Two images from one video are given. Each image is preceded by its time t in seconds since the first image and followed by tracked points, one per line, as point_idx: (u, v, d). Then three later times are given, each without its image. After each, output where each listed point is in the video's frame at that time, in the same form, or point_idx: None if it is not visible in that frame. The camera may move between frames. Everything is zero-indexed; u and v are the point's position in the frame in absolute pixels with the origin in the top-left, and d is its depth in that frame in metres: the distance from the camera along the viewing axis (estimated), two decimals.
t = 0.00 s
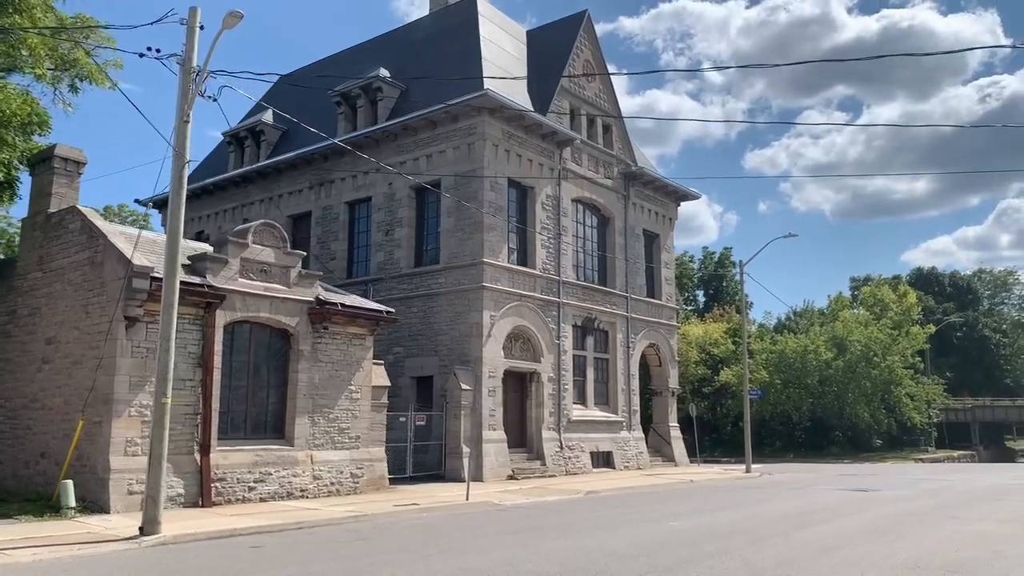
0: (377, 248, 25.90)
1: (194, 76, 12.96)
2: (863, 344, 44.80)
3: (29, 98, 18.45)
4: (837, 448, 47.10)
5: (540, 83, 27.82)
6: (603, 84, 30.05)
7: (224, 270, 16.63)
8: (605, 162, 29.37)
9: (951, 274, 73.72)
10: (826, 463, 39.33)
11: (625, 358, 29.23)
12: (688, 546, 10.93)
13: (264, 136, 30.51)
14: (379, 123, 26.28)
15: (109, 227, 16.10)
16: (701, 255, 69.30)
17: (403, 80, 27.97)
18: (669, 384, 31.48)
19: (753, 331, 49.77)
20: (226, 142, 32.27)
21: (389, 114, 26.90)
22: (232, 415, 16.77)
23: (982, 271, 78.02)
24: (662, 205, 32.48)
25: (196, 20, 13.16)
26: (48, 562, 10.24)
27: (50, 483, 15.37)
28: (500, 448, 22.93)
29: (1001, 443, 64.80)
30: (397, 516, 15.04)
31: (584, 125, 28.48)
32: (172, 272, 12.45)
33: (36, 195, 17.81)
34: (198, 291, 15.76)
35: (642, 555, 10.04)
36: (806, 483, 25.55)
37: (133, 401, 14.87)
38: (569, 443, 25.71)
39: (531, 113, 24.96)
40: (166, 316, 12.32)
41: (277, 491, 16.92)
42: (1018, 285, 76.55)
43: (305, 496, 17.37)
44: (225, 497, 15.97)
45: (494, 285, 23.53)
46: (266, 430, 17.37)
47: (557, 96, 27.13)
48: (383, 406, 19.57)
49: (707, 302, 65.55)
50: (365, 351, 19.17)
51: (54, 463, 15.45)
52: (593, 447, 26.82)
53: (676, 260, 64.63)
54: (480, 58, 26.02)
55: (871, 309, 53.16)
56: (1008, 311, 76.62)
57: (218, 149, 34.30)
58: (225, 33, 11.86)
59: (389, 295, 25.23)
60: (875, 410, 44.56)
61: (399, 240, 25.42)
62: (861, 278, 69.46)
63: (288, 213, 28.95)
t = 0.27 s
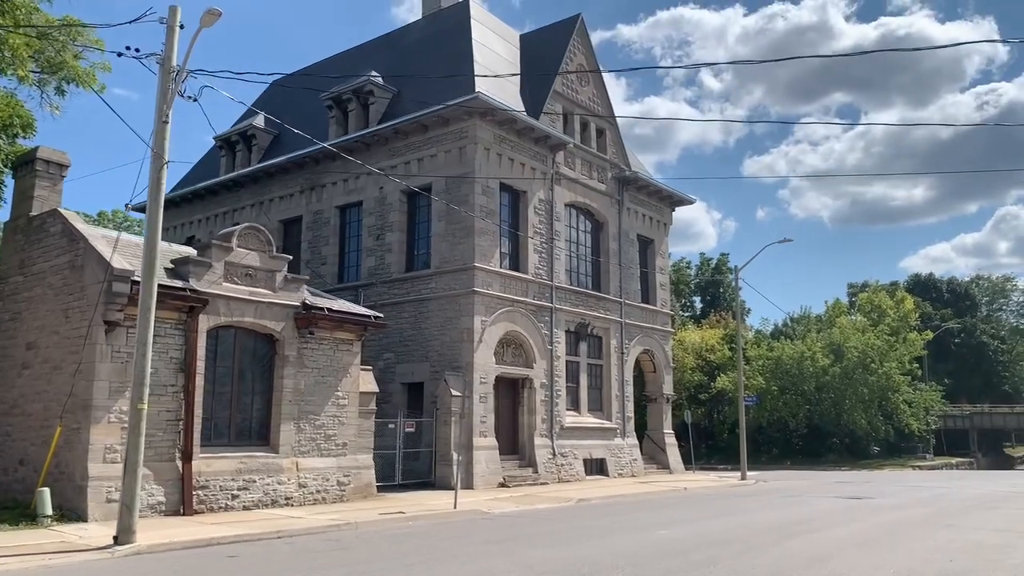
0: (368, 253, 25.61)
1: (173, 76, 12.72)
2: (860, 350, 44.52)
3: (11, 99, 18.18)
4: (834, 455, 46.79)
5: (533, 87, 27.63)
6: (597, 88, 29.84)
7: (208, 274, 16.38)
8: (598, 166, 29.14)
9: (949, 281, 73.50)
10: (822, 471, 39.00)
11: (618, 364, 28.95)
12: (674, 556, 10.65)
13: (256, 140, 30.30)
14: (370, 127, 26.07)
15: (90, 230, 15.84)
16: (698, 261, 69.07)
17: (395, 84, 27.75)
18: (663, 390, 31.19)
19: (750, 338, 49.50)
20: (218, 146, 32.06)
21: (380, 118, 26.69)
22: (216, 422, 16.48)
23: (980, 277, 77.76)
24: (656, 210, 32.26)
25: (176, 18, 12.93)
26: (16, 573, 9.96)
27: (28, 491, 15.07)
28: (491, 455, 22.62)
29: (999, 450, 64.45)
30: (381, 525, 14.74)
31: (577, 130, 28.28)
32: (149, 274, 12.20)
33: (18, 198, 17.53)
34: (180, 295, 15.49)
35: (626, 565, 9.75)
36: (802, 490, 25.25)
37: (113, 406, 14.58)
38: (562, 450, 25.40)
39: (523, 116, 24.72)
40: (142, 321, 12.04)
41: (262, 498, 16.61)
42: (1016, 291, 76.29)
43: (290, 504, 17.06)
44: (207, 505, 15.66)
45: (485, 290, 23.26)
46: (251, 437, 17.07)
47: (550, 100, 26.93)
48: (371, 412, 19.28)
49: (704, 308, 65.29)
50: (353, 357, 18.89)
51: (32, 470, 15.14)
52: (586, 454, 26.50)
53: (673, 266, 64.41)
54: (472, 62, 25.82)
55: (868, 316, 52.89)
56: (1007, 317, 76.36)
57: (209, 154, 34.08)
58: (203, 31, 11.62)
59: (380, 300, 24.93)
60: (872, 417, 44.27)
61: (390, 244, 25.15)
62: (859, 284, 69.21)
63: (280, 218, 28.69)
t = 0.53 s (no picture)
0: (360, 253, 25.32)
1: (151, 69, 12.44)
2: (858, 351, 44.25)
3: None
4: (832, 457, 46.51)
5: (526, 85, 27.37)
6: (591, 87, 29.59)
7: (191, 273, 16.11)
8: (593, 166, 28.87)
9: (947, 282, 73.28)
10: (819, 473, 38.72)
11: (613, 365, 28.68)
12: (661, 561, 10.36)
13: (247, 139, 30.05)
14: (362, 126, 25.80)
15: (71, 228, 15.55)
16: (696, 262, 68.81)
17: (387, 83, 27.48)
18: (659, 392, 30.92)
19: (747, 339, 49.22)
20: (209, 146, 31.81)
21: (372, 117, 26.43)
22: (199, 423, 16.20)
23: (978, 279, 77.48)
24: (651, 210, 32.01)
25: (155, 11, 12.65)
26: None
27: (7, 493, 14.77)
28: (482, 457, 22.34)
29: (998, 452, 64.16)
30: (366, 528, 14.45)
31: (571, 129, 28.02)
32: (125, 273, 11.93)
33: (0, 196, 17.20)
34: (162, 294, 15.21)
35: (611, 571, 9.47)
36: (797, 493, 24.96)
37: (93, 408, 14.29)
38: (555, 452, 25.12)
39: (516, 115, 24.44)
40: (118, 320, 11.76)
41: (246, 501, 16.33)
42: (1015, 293, 76.06)
43: (276, 507, 16.78)
44: (190, 508, 15.38)
45: (477, 291, 22.97)
46: (236, 439, 16.78)
47: (544, 99, 26.67)
48: (359, 414, 18.99)
49: (702, 309, 65.03)
50: (340, 357, 18.61)
51: (11, 472, 14.85)
52: (580, 456, 26.22)
53: (670, 267, 64.16)
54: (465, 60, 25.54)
55: (866, 317, 52.62)
56: (1005, 319, 76.11)
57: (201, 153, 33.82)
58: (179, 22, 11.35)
59: (371, 300, 24.64)
60: (869, 419, 43.99)
61: (381, 244, 24.85)
62: (857, 285, 68.94)
63: (271, 218, 28.42)
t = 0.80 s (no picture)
0: (350, 252, 25.03)
1: (128, 62, 12.16)
2: (855, 352, 44.00)
3: None
4: (829, 458, 46.25)
5: (519, 83, 27.11)
6: (585, 85, 29.33)
7: (174, 271, 15.85)
8: (587, 164, 28.62)
9: (946, 282, 73.04)
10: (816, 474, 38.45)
11: (607, 365, 28.42)
12: (646, 565, 10.09)
13: (239, 138, 29.81)
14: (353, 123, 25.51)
15: (51, 226, 15.29)
16: (694, 262, 68.55)
17: (378, 80, 27.22)
18: (653, 392, 30.65)
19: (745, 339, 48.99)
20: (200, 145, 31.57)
21: (363, 114, 26.17)
22: (183, 424, 15.95)
23: (977, 279, 77.21)
24: (646, 209, 31.77)
25: (132, 2, 12.37)
26: None
27: None
28: (474, 458, 22.06)
29: (997, 453, 63.90)
30: (349, 531, 14.18)
31: (565, 127, 27.76)
32: (101, 270, 11.66)
33: None
34: (144, 293, 14.95)
35: None
36: (793, 494, 24.70)
37: (71, 408, 14.02)
38: (548, 453, 24.84)
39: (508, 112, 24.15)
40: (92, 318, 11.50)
41: (230, 503, 16.07)
42: (1013, 293, 75.82)
43: (260, 509, 16.52)
44: (171, 510, 15.13)
45: (468, 290, 22.68)
46: (220, 440, 16.53)
47: (537, 97, 26.41)
48: (347, 414, 18.72)
49: (700, 310, 64.75)
50: (328, 358, 18.34)
51: None
52: (573, 457, 25.94)
53: (667, 268, 63.89)
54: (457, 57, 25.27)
55: (864, 317, 52.37)
56: (1004, 319, 75.87)
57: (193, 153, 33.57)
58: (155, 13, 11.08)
59: (362, 300, 24.37)
60: (867, 420, 43.73)
61: (372, 243, 24.56)
62: (856, 285, 68.67)
63: (262, 217, 28.14)
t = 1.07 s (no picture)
0: (340, 251, 24.77)
1: (103, 55, 11.92)
2: (853, 351, 43.73)
3: None
4: (827, 459, 45.99)
5: (511, 80, 26.86)
6: (578, 82, 29.09)
7: (155, 269, 15.59)
8: (580, 162, 28.37)
9: (944, 282, 72.84)
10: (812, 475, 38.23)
11: (600, 365, 28.17)
12: (629, 569, 9.84)
13: (229, 136, 29.57)
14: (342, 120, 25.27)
15: (30, 223, 15.04)
16: (691, 262, 68.31)
17: (369, 77, 26.98)
18: (648, 392, 30.40)
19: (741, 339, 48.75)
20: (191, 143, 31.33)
21: (353, 112, 25.93)
22: (165, 425, 15.69)
23: (976, 279, 76.98)
24: (640, 208, 31.52)
25: None
26: None
27: None
28: (464, 459, 21.80)
29: (996, 453, 63.63)
30: (332, 533, 13.92)
31: (557, 124, 27.50)
32: (73, 267, 11.41)
33: None
34: (123, 292, 14.69)
35: None
36: (787, 495, 24.44)
37: (48, 408, 13.75)
38: (540, 454, 24.58)
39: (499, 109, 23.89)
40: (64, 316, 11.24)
41: (213, 505, 15.80)
42: (1012, 293, 75.57)
43: (244, 511, 16.26)
44: (152, 512, 14.87)
45: (458, 289, 22.40)
46: (203, 440, 16.27)
47: (529, 94, 26.16)
48: (333, 415, 18.46)
49: (697, 310, 64.51)
50: (314, 357, 18.09)
51: None
52: (565, 458, 25.69)
53: (664, 268, 63.66)
54: (447, 53, 25.03)
55: (861, 317, 52.12)
56: (1003, 319, 75.62)
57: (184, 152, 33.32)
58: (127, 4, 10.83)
59: (351, 299, 24.11)
60: (864, 420, 43.46)
61: (362, 242, 24.30)
62: (854, 285, 68.45)
63: (252, 216, 27.90)
